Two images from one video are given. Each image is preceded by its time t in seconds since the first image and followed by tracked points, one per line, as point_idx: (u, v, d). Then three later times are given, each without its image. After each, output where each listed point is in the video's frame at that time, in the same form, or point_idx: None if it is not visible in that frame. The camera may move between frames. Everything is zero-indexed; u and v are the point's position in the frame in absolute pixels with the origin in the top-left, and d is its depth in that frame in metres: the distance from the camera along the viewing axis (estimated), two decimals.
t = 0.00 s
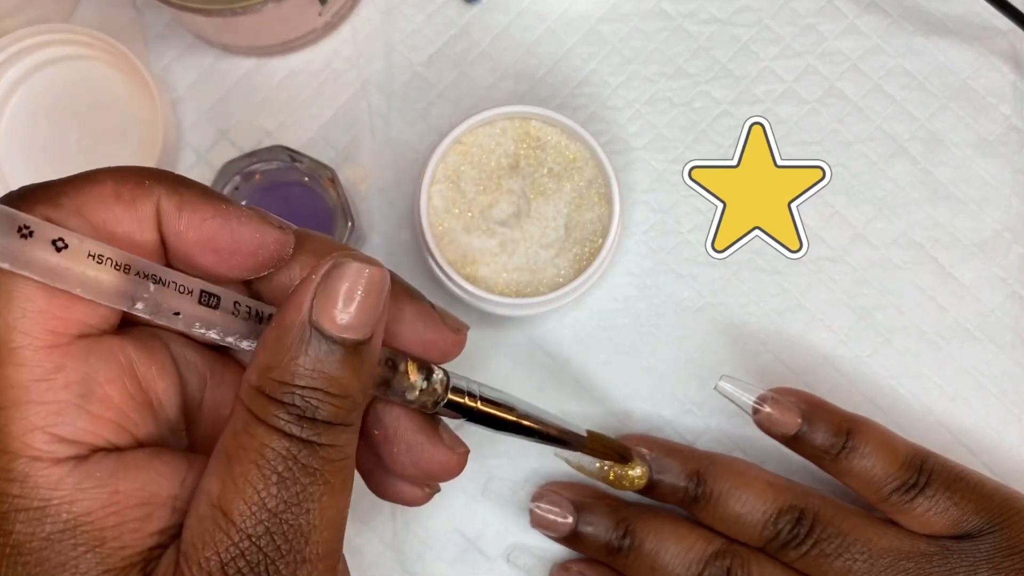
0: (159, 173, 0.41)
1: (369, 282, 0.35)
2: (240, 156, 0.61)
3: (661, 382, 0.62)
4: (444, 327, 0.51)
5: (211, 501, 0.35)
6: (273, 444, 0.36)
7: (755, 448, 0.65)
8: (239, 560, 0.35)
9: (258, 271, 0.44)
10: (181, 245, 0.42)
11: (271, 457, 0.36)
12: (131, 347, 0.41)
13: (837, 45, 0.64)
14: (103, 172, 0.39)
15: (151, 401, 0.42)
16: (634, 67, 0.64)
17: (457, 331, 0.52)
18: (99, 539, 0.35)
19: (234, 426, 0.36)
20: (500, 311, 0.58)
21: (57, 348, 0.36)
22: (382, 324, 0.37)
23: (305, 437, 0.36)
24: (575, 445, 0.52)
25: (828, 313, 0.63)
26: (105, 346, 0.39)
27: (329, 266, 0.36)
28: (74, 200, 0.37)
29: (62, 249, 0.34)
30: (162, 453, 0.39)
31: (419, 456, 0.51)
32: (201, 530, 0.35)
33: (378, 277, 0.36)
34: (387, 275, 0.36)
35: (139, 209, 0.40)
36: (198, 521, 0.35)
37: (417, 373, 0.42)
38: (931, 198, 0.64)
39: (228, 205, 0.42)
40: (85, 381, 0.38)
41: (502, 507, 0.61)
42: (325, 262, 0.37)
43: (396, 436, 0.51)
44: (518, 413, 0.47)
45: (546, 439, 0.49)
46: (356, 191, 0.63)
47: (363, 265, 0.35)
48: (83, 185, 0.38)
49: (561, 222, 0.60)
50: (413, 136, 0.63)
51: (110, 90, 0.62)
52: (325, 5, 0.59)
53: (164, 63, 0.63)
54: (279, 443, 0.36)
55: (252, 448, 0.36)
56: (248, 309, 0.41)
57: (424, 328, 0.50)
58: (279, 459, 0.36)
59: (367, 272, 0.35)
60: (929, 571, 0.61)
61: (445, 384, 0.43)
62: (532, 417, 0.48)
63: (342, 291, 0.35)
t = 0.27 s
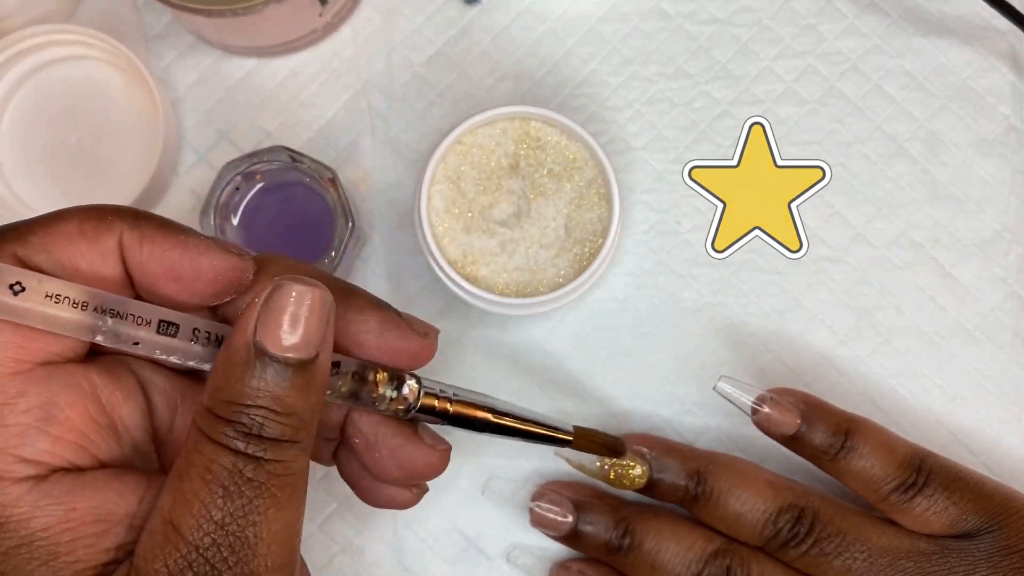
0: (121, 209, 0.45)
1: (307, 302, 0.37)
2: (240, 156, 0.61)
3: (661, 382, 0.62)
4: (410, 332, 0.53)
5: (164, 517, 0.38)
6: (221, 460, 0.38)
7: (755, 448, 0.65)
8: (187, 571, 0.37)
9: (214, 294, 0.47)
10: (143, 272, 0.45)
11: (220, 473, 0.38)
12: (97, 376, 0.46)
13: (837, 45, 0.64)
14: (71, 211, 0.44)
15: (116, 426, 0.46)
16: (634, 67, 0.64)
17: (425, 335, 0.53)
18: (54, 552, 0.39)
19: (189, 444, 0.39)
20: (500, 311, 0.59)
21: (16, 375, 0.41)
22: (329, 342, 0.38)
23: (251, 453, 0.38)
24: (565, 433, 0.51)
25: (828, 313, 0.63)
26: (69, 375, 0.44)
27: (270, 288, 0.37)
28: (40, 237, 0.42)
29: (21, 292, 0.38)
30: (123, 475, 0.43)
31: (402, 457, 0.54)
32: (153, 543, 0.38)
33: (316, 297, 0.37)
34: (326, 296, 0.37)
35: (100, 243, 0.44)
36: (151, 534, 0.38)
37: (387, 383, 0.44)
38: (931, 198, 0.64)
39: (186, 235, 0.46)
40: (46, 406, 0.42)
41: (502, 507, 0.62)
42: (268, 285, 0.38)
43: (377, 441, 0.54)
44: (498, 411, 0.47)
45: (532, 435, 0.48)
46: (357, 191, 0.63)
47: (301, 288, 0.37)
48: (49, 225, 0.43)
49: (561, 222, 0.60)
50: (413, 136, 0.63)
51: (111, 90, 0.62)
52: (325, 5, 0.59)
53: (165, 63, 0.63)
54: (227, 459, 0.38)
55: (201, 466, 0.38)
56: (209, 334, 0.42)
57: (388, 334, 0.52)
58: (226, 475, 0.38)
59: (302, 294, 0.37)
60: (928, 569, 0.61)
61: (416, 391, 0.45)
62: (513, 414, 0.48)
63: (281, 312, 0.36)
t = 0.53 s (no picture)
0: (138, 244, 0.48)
1: (300, 340, 0.38)
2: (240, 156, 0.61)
3: (660, 382, 0.62)
4: (422, 353, 0.53)
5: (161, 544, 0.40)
6: (217, 490, 0.39)
7: (754, 447, 0.66)
8: None
9: (227, 323, 0.50)
10: (161, 303, 0.48)
11: (216, 502, 0.39)
12: (115, 402, 0.49)
13: (837, 45, 0.64)
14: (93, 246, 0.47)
15: (132, 451, 0.49)
16: (634, 67, 0.64)
17: (436, 354, 0.54)
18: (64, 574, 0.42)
19: (190, 474, 0.41)
20: (500, 311, 0.59)
21: (42, 405, 0.44)
22: (322, 378, 0.40)
23: (245, 484, 0.39)
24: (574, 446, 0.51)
25: (827, 313, 0.63)
26: (87, 404, 0.47)
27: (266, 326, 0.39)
28: (65, 272, 0.45)
29: (39, 338, 0.41)
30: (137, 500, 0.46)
31: (415, 470, 0.54)
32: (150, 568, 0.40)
33: (309, 334, 0.38)
34: (319, 334, 0.39)
35: (120, 276, 0.47)
36: (149, 561, 0.40)
37: (397, 407, 0.45)
38: (930, 198, 0.64)
39: (200, 268, 0.48)
40: (64, 433, 0.45)
41: (503, 506, 0.62)
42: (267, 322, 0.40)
43: (389, 455, 0.55)
44: (509, 427, 0.47)
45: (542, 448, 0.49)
46: (357, 192, 0.63)
47: (296, 327, 0.38)
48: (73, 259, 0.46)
49: (561, 222, 0.60)
50: (413, 137, 0.63)
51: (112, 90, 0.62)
52: (325, 6, 0.59)
53: (166, 63, 0.63)
54: (223, 490, 0.39)
55: (199, 494, 0.40)
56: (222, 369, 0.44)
57: (399, 357, 0.53)
58: (221, 504, 0.39)
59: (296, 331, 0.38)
60: (927, 567, 0.62)
61: (426, 412, 0.45)
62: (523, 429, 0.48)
63: (277, 348, 0.38)
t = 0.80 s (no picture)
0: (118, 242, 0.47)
1: (295, 344, 0.38)
2: (240, 156, 0.61)
3: (660, 382, 0.62)
4: (421, 353, 0.53)
5: (151, 562, 0.40)
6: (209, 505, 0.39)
7: (754, 447, 0.66)
8: None
9: (212, 322, 0.49)
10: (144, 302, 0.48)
11: (208, 518, 0.39)
12: (94, 412, 0.49)
13: (837, 45, 0.64)
14: (72, 245, 0.47)
15: (114, 462, 0.49)
16: (634, 68, 0.64)
17: (435, 353, 0.54)
18: None
19: (182, 488, 0.40)
20: (500, 311, 0.59)
21: (16, 418, 0.45)
22: (319, 383, 0.39)
23: (240, 499, 0.39)
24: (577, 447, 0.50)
25: (827, 313, 0.63)
26: (65, 416, 0.47)
27: (259, 330, 0.38)
28: (42, 275, 0.45)
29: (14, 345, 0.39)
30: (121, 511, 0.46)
31: (413, 474, 0.54)
32: None
33: (303, 338, 0.38)
34: (314, 337, 0.38)
35: (100, 277, 0.46)
36: None
37: (396, 407, 0.44)
38: (930, 198, 0.64)
39: (184, 266, 0.48)
40: (41, 448, 0.46)
41: (503, 506, 0.62)
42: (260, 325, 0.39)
43: (387, 459, 0.55)
44: (510, 428, 0.47)
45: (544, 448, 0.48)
46: (357, 191, 0.63)
47: (290, 329, 0.38)
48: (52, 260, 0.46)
49: (561, 222, 0.60)
50: (413, 136, 0.63)
51: (112, 91, 0.62)
52: (325, 6, 0.59)
53: (166, 63, 0.63)
54: (215, 505, 0.39)
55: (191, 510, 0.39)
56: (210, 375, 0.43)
57: (394, 355, 0.53)
58: (214, 520, 0.39)
59: (291, 335, 0.38)
60: (927, 568, 0.62)
61: (427, 412, 0.45)
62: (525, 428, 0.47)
63: (271, 354, 0.38)
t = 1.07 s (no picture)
0: (177, 284, 0.45)
1: (374, 403, 0.38)
2: (241, 156, 0.61)
3: (660, 382, 0.62)
4: (463, 388, 0.53)
5: None
6: (281, 569, 0.39)
7: (754, 447, 0.66)
8: None
9: (269, 371, 0.47)
10: (199, 346, 0.46)
11: None
12: (149, 467, 0.46)
13: (837, 45, 0.64)
14: (127, 286, 0.44)
15: (171, 516, 0.47)
16: (634, 68, 0.64)
17: (477, 390, 0.53)
18: None
19: (248, 548, 0.40)
20: (500, 311, 0.59)
21: (74, 484, 0.42)
22: (391, 438, 0.40)
23: (313, 560, 0.40)
24: (581, 462, 0.53)
25: (827, 313, 0.63)
26: (121, 475, 0.44)
27: (339, 388, 0.38)
28: (94, 321, 0.43)
29: (82, 411, 0.35)
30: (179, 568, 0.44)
31: (441, 499, 0.53)
32: None
33: (383, 399, 0.38)
34: (394, 395, 0.38)
35: (157, 322, 0.44)
36: None
37: (436, 439, 0.43)
38: (930, 198, 0.64)
39: (246, 311, 0.46)
40: (103, 515, 0.43)
41: (503, 506, 0.62)
42: (333, 379, 0.39)
43: (416, 488, 0.53)
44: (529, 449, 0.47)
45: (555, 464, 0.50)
46: (357, 192, 0.63)
47: (369, 387, 0.38)
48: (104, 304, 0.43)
49: (561, 222, 0.60)
50: (413, 137, 0.63)
51: (112, 91, 0.62)
52: (325, 6, 0.59)
53: (166, 63, 0.63)
54: (286, 568, 0.39)
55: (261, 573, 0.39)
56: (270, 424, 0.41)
57: (439, 390, 0.52)
58: None
59: (372, 395, 0.38)
60: (927, 569, 0.62)
61: (463, 443, 0.43)
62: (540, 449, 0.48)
63: (349, 413, 0.38)
